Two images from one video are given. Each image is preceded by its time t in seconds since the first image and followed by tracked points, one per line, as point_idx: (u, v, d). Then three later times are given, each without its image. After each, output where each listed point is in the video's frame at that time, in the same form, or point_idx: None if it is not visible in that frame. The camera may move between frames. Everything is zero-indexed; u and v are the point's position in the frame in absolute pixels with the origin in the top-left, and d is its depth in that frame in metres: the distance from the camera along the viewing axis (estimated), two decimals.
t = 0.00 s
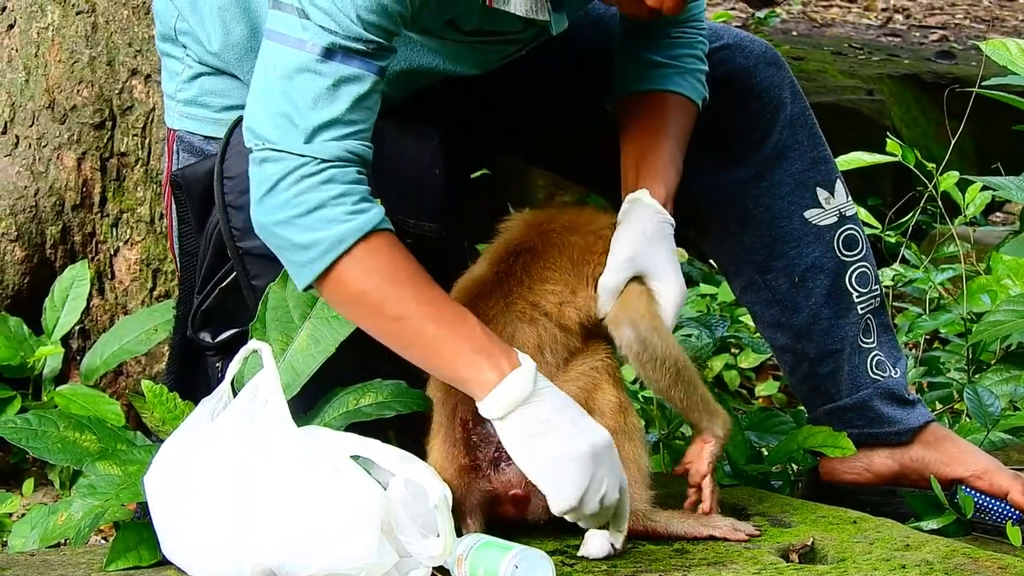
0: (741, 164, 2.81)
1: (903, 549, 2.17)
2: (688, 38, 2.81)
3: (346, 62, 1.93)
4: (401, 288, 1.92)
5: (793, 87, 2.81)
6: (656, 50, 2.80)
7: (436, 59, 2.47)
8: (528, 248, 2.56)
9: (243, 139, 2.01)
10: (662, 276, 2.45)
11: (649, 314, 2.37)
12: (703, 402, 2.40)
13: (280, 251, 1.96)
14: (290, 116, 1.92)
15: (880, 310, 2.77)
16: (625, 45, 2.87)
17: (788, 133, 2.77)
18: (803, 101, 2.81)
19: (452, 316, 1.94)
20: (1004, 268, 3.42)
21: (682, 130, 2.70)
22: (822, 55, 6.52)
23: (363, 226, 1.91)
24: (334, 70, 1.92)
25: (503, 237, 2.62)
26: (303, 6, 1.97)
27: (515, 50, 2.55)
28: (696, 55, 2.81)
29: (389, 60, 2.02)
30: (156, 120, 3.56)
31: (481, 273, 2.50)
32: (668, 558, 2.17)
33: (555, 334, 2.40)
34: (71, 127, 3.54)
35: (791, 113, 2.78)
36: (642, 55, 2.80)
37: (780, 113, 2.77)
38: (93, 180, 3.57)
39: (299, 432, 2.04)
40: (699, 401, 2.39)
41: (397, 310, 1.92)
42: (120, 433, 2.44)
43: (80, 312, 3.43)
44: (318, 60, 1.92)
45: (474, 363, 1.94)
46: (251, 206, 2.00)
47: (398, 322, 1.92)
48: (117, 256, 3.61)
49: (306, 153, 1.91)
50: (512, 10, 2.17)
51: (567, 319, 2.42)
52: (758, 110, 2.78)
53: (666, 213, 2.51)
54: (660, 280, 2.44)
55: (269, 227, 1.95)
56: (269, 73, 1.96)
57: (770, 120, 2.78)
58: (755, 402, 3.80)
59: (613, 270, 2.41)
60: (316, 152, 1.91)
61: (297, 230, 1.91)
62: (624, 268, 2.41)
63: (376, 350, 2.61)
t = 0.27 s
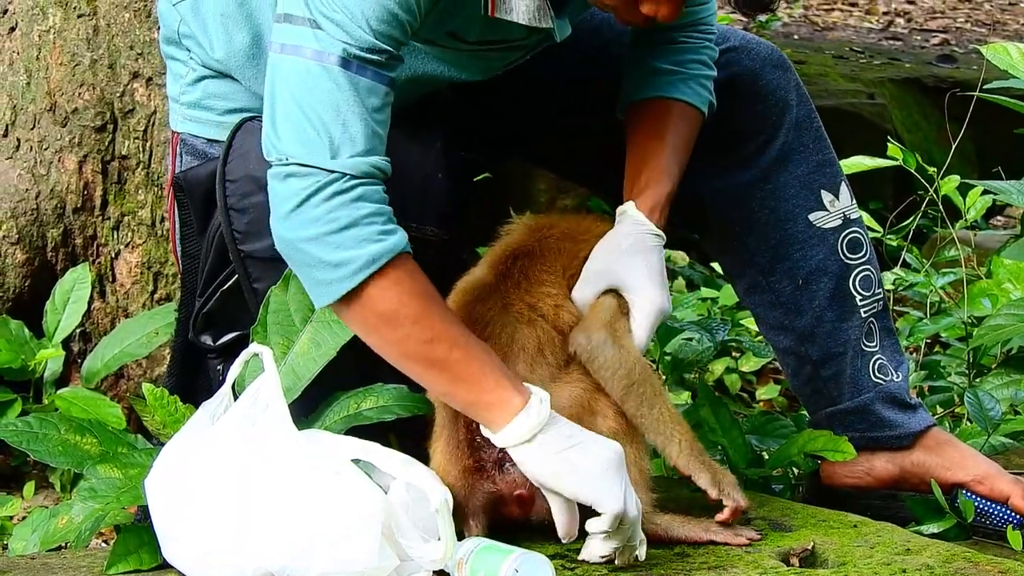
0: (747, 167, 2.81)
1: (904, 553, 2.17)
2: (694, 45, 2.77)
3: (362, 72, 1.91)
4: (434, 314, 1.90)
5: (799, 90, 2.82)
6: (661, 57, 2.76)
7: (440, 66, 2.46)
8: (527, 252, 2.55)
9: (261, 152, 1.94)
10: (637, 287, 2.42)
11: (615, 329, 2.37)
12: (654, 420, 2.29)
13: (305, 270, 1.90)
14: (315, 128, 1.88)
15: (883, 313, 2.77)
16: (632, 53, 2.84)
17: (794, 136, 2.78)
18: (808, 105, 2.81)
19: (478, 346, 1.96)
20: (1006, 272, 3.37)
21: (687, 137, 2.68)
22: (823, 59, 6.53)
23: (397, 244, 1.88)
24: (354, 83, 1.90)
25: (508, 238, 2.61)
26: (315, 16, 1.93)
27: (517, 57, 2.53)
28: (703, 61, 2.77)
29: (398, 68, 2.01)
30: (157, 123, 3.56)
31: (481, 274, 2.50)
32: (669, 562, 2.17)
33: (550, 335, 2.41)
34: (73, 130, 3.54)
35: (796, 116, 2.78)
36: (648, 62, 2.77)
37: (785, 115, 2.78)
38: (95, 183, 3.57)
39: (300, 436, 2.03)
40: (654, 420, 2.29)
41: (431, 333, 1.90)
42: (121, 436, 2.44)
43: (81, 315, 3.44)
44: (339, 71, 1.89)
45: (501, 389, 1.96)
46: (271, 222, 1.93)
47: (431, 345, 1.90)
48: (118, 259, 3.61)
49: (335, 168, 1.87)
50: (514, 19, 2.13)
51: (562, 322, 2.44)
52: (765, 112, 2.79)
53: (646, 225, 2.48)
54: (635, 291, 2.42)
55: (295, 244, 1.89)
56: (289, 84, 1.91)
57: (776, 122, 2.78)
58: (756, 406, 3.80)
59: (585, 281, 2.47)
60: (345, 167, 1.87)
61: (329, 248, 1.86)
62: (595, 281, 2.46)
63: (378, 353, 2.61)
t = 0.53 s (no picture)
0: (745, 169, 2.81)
1: (904, 554, 2.17)
2: (693, 50, 2.77)
3: (370, 78, 1.91)
4: (442, 326, 1.92)
5: (798, 92, 2.82)
6: (659, 59, 2.76)
7: (440, 70, 2.47)
8: (523, 254, 2.54)
9: (272, 159, 1.94)
10: (628, 288, 2.44)
11: (604, 322, 2.39)
12: (657, 405, 2.26)
13: (316, 277, 1.90)
14: (328, 133, 1.88)
15: (883, 315, 2.76)
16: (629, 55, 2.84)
17: (793, 137, 2.78)
18: (807, 107, 2.82)
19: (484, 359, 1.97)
20: (1005, 274, 3.41)
21: (677, 142, 2.68)
22: (823, 61, 6.53)
23: (409, 252, 1.90)
24: (365, 88, 1.90)
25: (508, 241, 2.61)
26: (322, 21, 1.93)
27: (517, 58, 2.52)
28: (699, 64, 2.76)
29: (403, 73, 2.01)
30: (157, 124, 3.57)
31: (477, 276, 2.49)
32: (668, 563, 2.17)
33: (544, 334, 2.40)
34: (73, 131, 3.55)
35: (795, 118, 2.78)
36: (645, 64, 2.78)
37: (784, 116, 2.78)
38: (95, 185, 3.57)
39: (300, 438, 2.04)
40: (656, 406, 2.27)
41: (439, 345, 1.91)
42: (121, 437, 2.45)
43: (81, 316, 3.44)
44: (349, 76, 1.89)
45: (507, 403, 1.98)
46: (282, 229, 1.93)
47: (438, 356, 1.91)
48: (118, 260, 3.61)
49: (348, 175, 1.87)
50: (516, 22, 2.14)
51: (555, 322, 2.43)
52: (764, 114, 2.79)
53: (636, 226, 2.53)
54: (626, 292, 2.43)
55: (307, 250, 1.89)
56: (300, 88, 1.91)
57: (775, 123, 2.78)
58: (756, 408, 3.80)
59: (574, 283, 2.49)
60: (357, 174, 1.88)
61: (343, 256, 1.87)
62: (585, 281, 2.48)
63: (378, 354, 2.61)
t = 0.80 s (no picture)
0: (746, 171, 2.81)
1: (903, 557, 2.17)
2: (691, 51, 2.76)
3: (365, 81, 1.91)
4: (435, 331, 1.92)
5: (798, 94, 2.82)
6: (656, 61, 2.76)
7: (440, 71, 2.47)
8: (524, 257, 2.54)
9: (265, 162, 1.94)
10: (628, 292, 2.43)
11: (603, 327, 2.41)
12: (664, 405, 2.28)
13: (309, 281, 1.90)
14: (320, 136, 1.88)
15: (883, 317, 2.75)
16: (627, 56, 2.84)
17: (793, 138, 2.78)
18: (807, 109, 2.83)
19: (478, 362, 1.97)
20: (1004, 276, 3.43)
21: (676, 146, 2.68)
22: (823, 62, 6.53)
23: (401, 256, 1.90)
24: (356, 92, 1.90)
25: (510, 243, 2.61)
26: (316, 25, 1.93)
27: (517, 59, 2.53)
28: (695, 65, 2.76)
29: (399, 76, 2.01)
30: (157, 126, 3.57)
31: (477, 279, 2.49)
32: (668, 565, 2.17)
33: (543, 337, 2.41)
34: (74, 132, 3.55)
35: (795, 119, 2.79)
36: (642, 66, 2.77)
37: (785, 118, 2.78)
38: (95, 186, 3.57)
39: (300, 439, 2.04)
40: (663, 406, 2.28)
41: (432, 348, 1.91)
42: (121, 438, 2.45)
43: (81, 318, 3.44)
44: (343, 80, 1.89)
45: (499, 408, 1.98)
46: (275, 233, 1.93)
47: (431, 360, 1.92)
48: (119, 262, 3.61)
49: (340, 179, 1.87)
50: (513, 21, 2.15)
51: (555, 325, 2.44)
52: (765, 115, 2.79)
53: (633, 231, 2.52)
54: (627, 296, 2.43)
55: (300, 254, 1.89)
56: (292, 90, 1.91)
57: (775, 125, 2.78)
58: (756, 410, 3.80)
59: (573, 289, 2.47)
60: (350, 177, 1.88)
61: (335, 258, 1.87)
62: (584, 287, 2.47)
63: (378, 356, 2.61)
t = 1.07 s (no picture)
0: (748, 173, 2.82)
1: (906, 559, 2.17)
2: (689, 51, 2.78)
3: (327, 81, 1.90)
4: (367, 323, 1.89)
5: (800, 96, 2.82)
6: (654, 61, 2.77)
7: (438, 68, 2.50)
8: (524, 260, 2.56)
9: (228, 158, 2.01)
10: (626, 295, 2.43)
11: (603, 328, 2.39)
12: (658, 409, 2.28)
13: (258, 272, 1.95)
14: (267, 133, 1.91)
15: (885, 319, 2.76)
16: (625, 57, 2.85)
17: (795, 141, 2.78)
18: (810, 111, 2.82)
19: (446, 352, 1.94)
20: (1007, 277, 3.26)
21: (676, 146, 2.68)
22: (825, 65, 6.53)
23: (337, 246, 1.88)
24: (312, 91, 1.89)
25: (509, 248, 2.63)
26: (287, 25, 1.94)
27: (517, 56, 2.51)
28: (694, 65, 2.77)
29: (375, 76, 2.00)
30: (160, 128, 3.57)
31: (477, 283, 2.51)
32: (670, 568, 2.17)
33: (543, 340, 2.41)
34: (76, 135, 3.55)
35: (797, 122, 2.78)
36: (641, 66, 2.78)
37: (787, 120, 2.78)
38: (97, 189, 3.58)
39: (304, 442, 2.04)
40: (656, 410, 2.28)
41: (364, 342, 1.89)
42: (123, 441, 2.45)
43: (83, 320, 3.45)
44: (299, 81, 1.89)
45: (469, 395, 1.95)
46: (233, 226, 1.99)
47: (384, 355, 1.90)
48: (121, 264, 3.62)
49: (281, 173, 1.89)
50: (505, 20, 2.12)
51: (553, 328, 2.44)
52: (766, 118, 2.79)
53: (633, 233, 2.53)
54: (625, 298, 2.43)
55: (245, 247, 1.94)
56: (253, 89, 1.94)
57: (777, 127, 2.78)
58: (758, 412, 3.80)
59: (574, 292, 2.47)
60: (291, 172, 1.89)
61: (272, 251, 1.90)
62: (584, 289, 2.47)
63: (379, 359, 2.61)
